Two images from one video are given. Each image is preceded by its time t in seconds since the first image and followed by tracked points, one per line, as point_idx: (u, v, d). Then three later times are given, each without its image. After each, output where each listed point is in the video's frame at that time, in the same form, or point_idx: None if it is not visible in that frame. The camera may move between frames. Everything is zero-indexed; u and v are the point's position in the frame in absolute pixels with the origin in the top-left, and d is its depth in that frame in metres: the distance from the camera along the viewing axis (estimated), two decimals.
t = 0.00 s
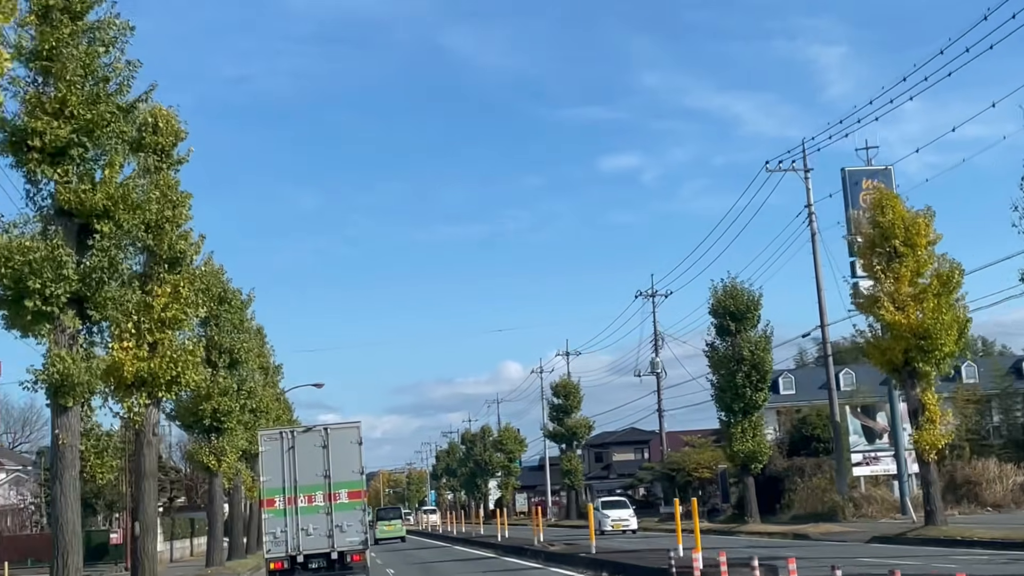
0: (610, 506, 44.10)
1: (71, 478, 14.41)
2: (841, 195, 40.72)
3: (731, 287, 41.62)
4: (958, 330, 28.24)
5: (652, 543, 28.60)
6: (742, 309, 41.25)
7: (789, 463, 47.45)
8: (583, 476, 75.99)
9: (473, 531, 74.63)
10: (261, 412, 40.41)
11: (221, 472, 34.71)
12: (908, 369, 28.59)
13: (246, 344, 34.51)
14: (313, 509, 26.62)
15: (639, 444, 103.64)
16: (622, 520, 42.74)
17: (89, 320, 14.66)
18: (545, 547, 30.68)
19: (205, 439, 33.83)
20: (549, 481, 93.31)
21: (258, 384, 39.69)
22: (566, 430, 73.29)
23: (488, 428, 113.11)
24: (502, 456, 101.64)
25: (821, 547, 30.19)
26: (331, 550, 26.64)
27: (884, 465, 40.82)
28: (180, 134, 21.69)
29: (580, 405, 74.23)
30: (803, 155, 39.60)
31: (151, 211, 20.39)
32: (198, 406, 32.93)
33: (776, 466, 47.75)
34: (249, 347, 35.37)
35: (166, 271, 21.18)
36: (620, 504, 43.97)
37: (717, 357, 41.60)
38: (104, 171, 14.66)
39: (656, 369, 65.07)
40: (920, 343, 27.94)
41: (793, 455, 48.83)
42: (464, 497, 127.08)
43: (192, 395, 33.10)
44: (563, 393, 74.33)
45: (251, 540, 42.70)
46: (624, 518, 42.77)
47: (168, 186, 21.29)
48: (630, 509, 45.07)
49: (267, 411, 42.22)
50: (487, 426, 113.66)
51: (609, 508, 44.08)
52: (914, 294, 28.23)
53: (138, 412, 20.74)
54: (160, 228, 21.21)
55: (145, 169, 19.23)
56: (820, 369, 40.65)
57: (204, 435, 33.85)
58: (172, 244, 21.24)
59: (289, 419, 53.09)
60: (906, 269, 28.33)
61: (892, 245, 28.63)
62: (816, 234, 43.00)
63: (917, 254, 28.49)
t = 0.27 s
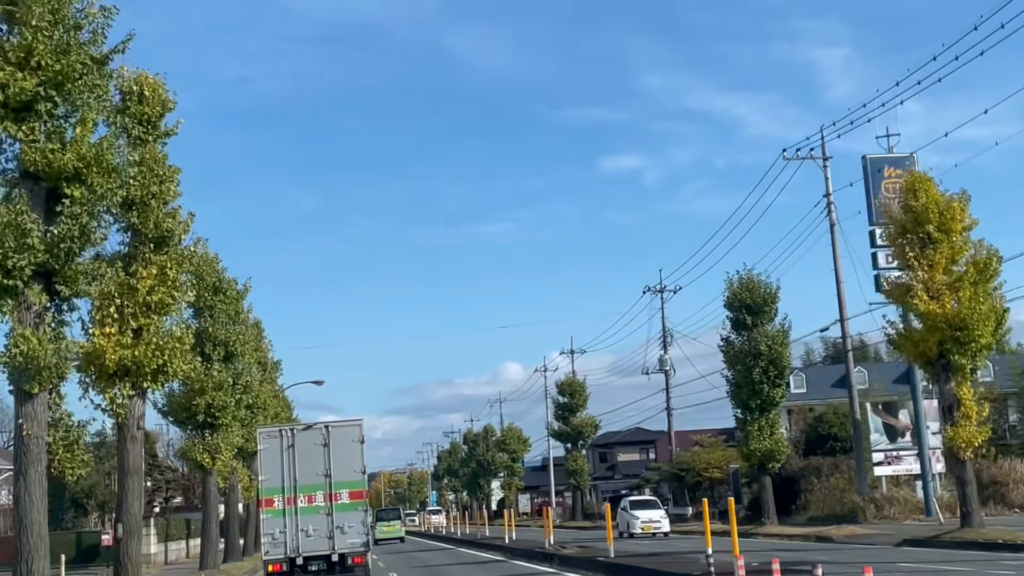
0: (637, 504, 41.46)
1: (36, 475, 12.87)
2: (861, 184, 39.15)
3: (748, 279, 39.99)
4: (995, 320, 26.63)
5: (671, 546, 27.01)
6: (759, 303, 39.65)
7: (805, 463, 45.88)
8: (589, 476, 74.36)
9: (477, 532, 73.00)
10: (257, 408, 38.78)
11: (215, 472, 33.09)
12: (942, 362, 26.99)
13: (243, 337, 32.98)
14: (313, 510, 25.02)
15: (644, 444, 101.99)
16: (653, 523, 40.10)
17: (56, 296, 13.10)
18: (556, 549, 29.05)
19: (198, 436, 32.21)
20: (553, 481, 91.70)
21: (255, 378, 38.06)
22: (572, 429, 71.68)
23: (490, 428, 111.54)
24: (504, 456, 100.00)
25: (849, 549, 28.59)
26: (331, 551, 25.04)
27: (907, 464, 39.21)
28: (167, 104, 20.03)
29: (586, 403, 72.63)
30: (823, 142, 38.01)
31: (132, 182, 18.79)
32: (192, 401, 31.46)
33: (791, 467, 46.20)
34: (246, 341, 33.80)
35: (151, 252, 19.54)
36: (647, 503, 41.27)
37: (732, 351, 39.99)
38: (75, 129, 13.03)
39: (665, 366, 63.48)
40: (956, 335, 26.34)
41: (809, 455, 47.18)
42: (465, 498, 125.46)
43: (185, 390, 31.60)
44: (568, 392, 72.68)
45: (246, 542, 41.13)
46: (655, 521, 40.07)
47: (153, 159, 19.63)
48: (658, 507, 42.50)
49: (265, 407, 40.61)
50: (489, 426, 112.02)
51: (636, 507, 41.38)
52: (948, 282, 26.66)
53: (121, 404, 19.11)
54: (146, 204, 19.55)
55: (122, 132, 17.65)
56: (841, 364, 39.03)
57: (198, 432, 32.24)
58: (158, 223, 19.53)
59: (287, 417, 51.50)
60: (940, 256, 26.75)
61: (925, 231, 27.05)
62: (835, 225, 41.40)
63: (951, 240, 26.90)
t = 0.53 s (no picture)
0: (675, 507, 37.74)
1: None
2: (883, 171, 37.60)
3: (765, 271, 38.43)
4: None
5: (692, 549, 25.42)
6: (777, 296, 38.09)
7: (821, 463, 44.34)
8: (595, 476, 72.75)
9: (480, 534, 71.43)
10: (254, 405, 37.22)
11: (208, 472, 31.49)
12: (979, 354, 25.39)
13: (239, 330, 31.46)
14: (313, 512, 23.45)
15: (650, 444, 100.38)
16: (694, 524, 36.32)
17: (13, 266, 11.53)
18: (568, 552, 27.44)
19: (191, 433, 30.66)
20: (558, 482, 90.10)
21: (252, 374, 36.48)
22: (578, 429, 70.10)
23: (493, 428, 109.90)
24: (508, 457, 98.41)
25: (879, 553, 26.99)
26: (331, 556, 23.47)
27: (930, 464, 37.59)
28: (152, 70, 18.42)
29: (592, 402, 71.04)
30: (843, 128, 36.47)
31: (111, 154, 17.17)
32: (185, 396, 30.00)
33: (807, 467, 44.69)
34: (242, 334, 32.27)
35: (135, 231, 17.93)
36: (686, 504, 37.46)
37: (748, 347, 38.42)
38: (38, 78, 11.40)
39: (674, 364, 61.88)
40: (995, 325, 24.77)
41: (826, 454, 45.55)
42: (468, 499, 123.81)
43: (178, 384, 30.11)
44: (574, 390, 71.02)
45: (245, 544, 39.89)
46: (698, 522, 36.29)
47: (136, 129, 18.01)
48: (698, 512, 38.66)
49: (262, 404, 39.05)
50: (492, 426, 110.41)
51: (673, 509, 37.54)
52: (986, 269, 25.08)
53: (103, 395, 17.50)
54: (128, 178, 17.95)
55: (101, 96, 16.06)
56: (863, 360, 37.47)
57: (191, 429, 30.68)
58: (142, 198, 17.88)
59: (285, 415, 49.90)
60: (977, 242, 25.18)
61: (962, 215, 25.47)
62: (855, 215, 39.83)
63: (989, 224, 25.32)
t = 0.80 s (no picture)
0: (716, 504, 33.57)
1: None
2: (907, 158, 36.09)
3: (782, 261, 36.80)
4: None
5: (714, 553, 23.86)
6: (795, 288, 36.55)
7: (838, 462, 42.84)
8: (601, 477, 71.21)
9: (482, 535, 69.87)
10: (250, 401, 35.73)
11: (201, 470, 29.94)
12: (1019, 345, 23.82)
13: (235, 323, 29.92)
14: (313, 515, 21.91)
15: (655, 444, 98.82)
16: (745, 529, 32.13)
17: None
18: (581, 557, 25.88)
19: (183, 431, 29.12)
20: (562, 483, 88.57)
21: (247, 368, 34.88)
22: (583, 428, 68.56)
23: (495, 428, 108.38)
24: (510, 457, 96.89)
25: (911, 556, 25.44)
26: (331, 560, 21.95)
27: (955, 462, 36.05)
28: (134, 30, 16.88)
29: (598, 401, 69.52)
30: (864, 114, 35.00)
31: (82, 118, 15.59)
32: (176, 390, 28.48)
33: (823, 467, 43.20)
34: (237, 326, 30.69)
35: (115, 205, 16.36)
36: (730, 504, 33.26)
37: (764, 340, 36.88)
38: None
39: (682, 361, 60.34)
40: None
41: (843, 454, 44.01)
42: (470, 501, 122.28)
43: (169, 378, 28.62)
44: (579, 389, 69.46)
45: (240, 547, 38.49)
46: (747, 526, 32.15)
47: (116, 93, 16.45)
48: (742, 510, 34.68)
49: (259, 400, 37.54)
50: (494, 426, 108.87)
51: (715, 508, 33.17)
52: None
53: (80, 385, 15.93)
54: (108, 146, 16.39)
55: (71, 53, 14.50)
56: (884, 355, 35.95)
57: (182, 426, 29.14)
58: (123, 168, 16.30)
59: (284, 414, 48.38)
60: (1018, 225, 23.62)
61: (1002, 196, 23.91)
62: (875, 204, 38.30)
63: None
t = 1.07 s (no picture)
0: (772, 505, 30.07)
1: None
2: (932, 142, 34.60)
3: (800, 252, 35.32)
4: None
5: (741, 557, 22.33)
6: (815, 280, 35.09)
7: (856, 461, 41.36)
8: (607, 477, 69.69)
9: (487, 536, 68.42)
10: (246, 397, 34.28)
11: (193, 470, 28.42)
12: None
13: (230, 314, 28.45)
14: (313, 516, 20.43)
15: (661, 444, 97.32)
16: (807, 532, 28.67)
17: None
18: (595, 560, 24.42)
19: (175, 427, 27.66)
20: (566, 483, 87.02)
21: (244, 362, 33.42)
22: (589, 427, 67.06)
23: (498, 428, 106.82)
24: (514, 457, 95.42)
25: (947, 559, 23.91)
26: (331, 562, 20.48)
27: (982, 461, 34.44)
28: None
29: (604, 399, 67.99)
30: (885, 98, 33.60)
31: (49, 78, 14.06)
32: (168, 384, 27.03)
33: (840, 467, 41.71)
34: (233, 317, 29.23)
35: (92, 174, 14.81)
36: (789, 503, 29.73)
37: (783, 334, 35.38)
38: None
39: (691, 359, 58.82)
40: None
41: (861, 452, 42.53)
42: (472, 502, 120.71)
43: (160, 370, 27.16)
44: (585, 387, 68.00)
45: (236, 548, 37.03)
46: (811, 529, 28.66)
47: (93, 51, 14.96)
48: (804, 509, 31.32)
49: (255, 397, 36.08)
50: (497, 425, 107.38)
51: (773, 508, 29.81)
52: None
53: (55, 372, 14.43)
54: (84, 110, 14.86)
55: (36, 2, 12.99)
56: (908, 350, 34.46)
57: (175, 423, 27.68)
58: (101, 134, 14.79)
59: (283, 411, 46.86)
60: None
61: None
62: (897, 193, 36.86)
63: None
